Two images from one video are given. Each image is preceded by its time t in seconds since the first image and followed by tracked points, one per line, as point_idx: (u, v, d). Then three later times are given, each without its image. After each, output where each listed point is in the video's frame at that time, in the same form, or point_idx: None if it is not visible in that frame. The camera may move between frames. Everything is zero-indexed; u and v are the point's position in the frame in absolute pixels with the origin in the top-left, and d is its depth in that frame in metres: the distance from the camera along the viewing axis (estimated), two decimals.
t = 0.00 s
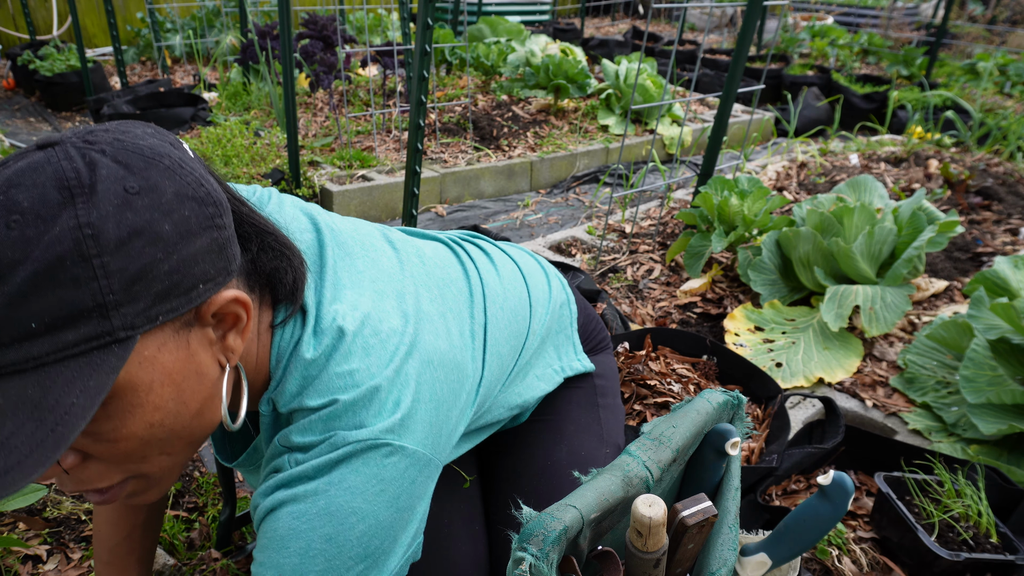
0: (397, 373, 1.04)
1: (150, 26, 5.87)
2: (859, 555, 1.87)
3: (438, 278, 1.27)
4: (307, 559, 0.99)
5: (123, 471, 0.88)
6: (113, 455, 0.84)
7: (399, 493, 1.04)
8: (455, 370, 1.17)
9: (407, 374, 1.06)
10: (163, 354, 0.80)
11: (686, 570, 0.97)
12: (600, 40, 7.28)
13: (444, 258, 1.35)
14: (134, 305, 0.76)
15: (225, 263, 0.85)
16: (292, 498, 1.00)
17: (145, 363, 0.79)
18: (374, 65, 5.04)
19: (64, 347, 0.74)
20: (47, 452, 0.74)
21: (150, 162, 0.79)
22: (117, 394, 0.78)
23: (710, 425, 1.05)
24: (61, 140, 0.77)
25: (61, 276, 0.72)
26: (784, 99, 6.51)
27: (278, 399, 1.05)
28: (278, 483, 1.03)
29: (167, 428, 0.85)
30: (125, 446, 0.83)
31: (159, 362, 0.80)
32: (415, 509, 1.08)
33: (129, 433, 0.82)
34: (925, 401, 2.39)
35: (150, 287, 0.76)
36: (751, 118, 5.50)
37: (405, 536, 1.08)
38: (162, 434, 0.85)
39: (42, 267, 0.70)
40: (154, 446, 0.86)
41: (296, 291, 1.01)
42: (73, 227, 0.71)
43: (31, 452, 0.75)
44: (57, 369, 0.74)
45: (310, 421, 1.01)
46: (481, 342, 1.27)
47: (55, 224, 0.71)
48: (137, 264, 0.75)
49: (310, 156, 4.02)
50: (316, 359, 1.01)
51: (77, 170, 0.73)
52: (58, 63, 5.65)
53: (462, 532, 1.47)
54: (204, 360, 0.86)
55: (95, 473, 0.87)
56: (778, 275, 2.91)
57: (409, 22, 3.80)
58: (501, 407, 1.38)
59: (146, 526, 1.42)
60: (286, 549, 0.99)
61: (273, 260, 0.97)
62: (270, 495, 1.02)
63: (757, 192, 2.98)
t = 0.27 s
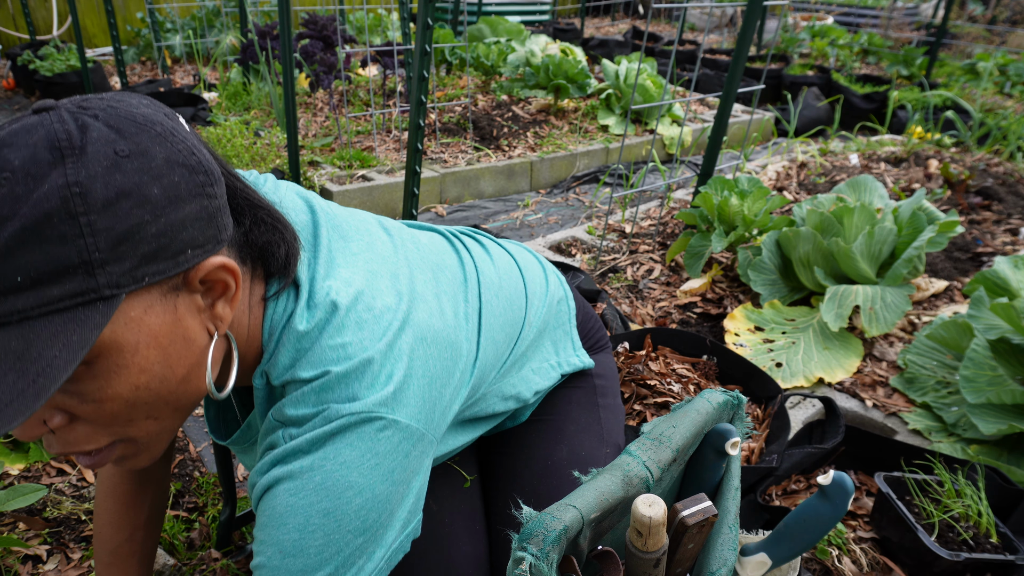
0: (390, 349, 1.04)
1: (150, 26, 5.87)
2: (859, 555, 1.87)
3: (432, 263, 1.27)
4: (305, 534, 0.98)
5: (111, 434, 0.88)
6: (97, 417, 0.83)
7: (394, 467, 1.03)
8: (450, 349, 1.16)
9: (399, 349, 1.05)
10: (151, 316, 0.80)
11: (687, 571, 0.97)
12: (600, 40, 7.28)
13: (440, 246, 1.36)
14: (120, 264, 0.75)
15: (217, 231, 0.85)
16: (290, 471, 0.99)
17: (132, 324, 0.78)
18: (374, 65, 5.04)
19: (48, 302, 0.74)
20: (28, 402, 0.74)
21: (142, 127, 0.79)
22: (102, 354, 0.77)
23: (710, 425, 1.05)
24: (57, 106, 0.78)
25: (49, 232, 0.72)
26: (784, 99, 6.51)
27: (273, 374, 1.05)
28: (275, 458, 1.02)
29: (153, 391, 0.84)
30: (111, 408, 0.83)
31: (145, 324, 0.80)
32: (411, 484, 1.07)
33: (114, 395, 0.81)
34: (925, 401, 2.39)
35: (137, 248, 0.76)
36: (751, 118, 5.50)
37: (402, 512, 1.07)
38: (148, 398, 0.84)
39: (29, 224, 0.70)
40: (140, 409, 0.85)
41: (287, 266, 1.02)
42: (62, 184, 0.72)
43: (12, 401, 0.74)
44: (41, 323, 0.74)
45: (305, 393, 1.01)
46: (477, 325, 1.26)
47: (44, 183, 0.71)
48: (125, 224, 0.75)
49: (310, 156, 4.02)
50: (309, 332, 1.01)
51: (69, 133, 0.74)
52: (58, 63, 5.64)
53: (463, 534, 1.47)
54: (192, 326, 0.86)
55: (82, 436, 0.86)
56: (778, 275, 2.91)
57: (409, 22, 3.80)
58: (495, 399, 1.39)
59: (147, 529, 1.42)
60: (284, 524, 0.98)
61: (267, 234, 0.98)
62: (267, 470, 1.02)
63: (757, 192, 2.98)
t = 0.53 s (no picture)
0: (403, 280, 0.99)
1: (150, 26, 5.87)
2: (859, 555, 1.87)
3: (433, 225, 1.24)
4: (367, 478, 0.90)
5: (120, 367, 0.83)
6: (107, 353, 0.79)
7: (433, 395, 0.98)
8: (461, 293, 1.11)
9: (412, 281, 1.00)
10: (157, 250, 0.76)
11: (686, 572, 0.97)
12: (600, 40, 7.28)
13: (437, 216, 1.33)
14: (125, 196, 0.72)
15: (220, 169, 0.81)
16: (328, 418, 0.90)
17: (138, 258, 0.74)
18: (374, 65, 5.04)
19: (57, 232, 0.71)
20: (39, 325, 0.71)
21: (145, 66, 0.75)
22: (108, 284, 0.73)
23: (711, 425, 1.05)
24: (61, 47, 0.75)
25: (54, 162, 0.69)
26: (784, 99, 6.51)
27: (282, 321, 0.98)
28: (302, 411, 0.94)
29: (163, 329, 0.80)
30: (121, 341, 0.78)
31: (152, 258, 0.75)
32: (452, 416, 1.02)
33: (123, 328, 0.77)
34: (926, 401, 2.39)
35: (141, 180, 0.73)
36: (751, 118, 5.50)
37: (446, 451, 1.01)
38: (157, 333, 0.80)
39: (33, 155, 0.68)
40: (149, 347, 0.81)
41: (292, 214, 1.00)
42: (66, 117, 0.68)
43: (24, 323, 0.72)
44: (52, 252, 0.72)
45: (324, 332, 0.93)
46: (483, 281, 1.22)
47: (47, 116, 0.68)
48: (131, 156, 0.72)
49: (310, 156, 4.02)
50: (319, 267, 0.96)
51: (72, 69, 0.70)
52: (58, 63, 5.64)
53: (463, 534, 1.48)
54: (199, 265, 0.81)
55: (92, 370, 0.82)
56: (778, 275, 2.91)
57: (409, 22, 3.80)
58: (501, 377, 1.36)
59: (149, 532, 1.42)
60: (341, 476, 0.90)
61: (269, 180, 0.97)
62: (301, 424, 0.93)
63: (757, 192, 2.98)
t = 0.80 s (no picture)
0: (438, 185, 1.06)
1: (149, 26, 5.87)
2: (859, 555, 1.87)
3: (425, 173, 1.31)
4: (480, 345, 0.98)
5: (178, 259, 0.80)
6: (173, 236, 0.77)
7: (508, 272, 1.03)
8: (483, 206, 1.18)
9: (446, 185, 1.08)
10: (225, 135, 0.77)
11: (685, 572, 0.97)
12: (600, 40, 7.28)
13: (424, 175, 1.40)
14: (205, 74, 0.74)
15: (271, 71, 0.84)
16: (441, 299, 0.93)
17: (210, 138, 0.76)
18: (374, 65, 5.04)
19: (144, 97, 0.72)
20: (131, 180, 0.70)
21: None
22: (184, 160, 0.74)
23: (711, 424, 1.05)
24: None
25: (143, 32, 0.71)
26: (784, 98, 6.51)
27: (339, 236, 1.00)
28: (399, 307, 0.96)
29: (223, 217, 0.80)
30: (189, 224, 0.77)
31: (221, 141, 0.77)
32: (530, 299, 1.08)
33: (191, 208, 0.76)
34: (925, 401, 2.39)
35: (218, 65, 0.75)
36: (751, 118, 5.50)
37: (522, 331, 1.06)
38: (220, 218, 0.80)
39: (124, 25, 0.70)
40: (212, 233, 0.80)
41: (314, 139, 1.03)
42: None
43: (107, 175, 0.70)
44: (141, 116, 0.72)
45: (392, 227, 0.96)
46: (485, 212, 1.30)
47: None
48: (207, 41, 0.75)
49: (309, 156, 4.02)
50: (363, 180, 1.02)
51: None
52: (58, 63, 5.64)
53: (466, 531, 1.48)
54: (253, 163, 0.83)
55: (152, 259, 0.79)
56: (778, 275, 2.91)
57: (409, 22, 3.80)
58: (542, 323, 1.35)
59: (150, 533, 1.41)
60: (459, 347, 0.96)
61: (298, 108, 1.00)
62: (406, 320, 0.95)
63: (757, 192, 2.98)
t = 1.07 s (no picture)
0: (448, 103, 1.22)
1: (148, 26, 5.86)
2: (859, 555, 1.87)
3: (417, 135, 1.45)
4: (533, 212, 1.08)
5: (230, 146, 0.92)
6: (229, 123, 0.89)
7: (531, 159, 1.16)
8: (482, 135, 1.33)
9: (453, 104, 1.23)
10: (273, 36, 0.91)
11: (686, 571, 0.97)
12: (600, 40, 7.28)
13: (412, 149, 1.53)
14: None
15: None
16: (486, 157, 1.06)
17: (263, 36, 0.89)
18: (374, 65, 5.04)
19: None
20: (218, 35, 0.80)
21: None
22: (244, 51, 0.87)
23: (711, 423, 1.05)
24: None
25: None
26: (784, 99, 6.51)
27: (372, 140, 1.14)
28: (453, 176, 1.07)
29: (271, 111, 0.93)
30: (244, 111, 0.89)
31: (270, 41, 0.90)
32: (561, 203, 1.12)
33: (247, 96, 0.89)
34: (926, 401, 2.39)
35: None
36: (751, 118, 5.50)
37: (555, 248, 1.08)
38: (270, 110, 0.92)
39: None
40: (263, 126, 0.93)
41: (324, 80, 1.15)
42: None
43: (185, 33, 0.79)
44: None
45: (421, 114, 1.11)
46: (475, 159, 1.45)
47: None
48: None
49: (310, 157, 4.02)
50: (380, 96, 1.18)
51: None
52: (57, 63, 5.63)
53: (465, 530, 1.48)
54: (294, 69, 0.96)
55: (208, 147, 0.90)
56: (778, 275, 2.91)
57: (409, 23, 3.79)
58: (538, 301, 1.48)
59: (145, 535, 1.37)
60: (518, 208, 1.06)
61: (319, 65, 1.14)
62: (463, 185, 1.06)
63: (757, 192, 2.98)
